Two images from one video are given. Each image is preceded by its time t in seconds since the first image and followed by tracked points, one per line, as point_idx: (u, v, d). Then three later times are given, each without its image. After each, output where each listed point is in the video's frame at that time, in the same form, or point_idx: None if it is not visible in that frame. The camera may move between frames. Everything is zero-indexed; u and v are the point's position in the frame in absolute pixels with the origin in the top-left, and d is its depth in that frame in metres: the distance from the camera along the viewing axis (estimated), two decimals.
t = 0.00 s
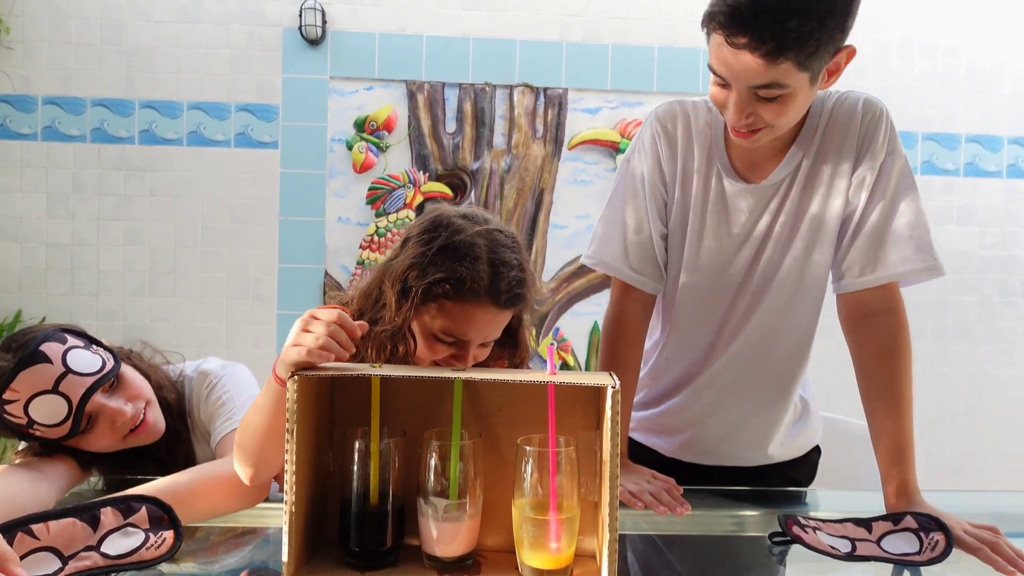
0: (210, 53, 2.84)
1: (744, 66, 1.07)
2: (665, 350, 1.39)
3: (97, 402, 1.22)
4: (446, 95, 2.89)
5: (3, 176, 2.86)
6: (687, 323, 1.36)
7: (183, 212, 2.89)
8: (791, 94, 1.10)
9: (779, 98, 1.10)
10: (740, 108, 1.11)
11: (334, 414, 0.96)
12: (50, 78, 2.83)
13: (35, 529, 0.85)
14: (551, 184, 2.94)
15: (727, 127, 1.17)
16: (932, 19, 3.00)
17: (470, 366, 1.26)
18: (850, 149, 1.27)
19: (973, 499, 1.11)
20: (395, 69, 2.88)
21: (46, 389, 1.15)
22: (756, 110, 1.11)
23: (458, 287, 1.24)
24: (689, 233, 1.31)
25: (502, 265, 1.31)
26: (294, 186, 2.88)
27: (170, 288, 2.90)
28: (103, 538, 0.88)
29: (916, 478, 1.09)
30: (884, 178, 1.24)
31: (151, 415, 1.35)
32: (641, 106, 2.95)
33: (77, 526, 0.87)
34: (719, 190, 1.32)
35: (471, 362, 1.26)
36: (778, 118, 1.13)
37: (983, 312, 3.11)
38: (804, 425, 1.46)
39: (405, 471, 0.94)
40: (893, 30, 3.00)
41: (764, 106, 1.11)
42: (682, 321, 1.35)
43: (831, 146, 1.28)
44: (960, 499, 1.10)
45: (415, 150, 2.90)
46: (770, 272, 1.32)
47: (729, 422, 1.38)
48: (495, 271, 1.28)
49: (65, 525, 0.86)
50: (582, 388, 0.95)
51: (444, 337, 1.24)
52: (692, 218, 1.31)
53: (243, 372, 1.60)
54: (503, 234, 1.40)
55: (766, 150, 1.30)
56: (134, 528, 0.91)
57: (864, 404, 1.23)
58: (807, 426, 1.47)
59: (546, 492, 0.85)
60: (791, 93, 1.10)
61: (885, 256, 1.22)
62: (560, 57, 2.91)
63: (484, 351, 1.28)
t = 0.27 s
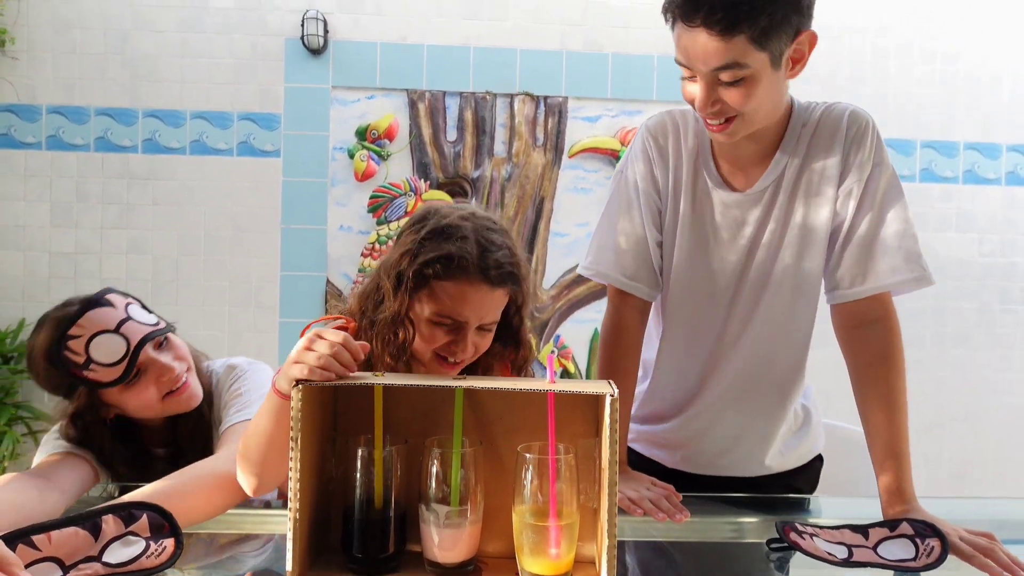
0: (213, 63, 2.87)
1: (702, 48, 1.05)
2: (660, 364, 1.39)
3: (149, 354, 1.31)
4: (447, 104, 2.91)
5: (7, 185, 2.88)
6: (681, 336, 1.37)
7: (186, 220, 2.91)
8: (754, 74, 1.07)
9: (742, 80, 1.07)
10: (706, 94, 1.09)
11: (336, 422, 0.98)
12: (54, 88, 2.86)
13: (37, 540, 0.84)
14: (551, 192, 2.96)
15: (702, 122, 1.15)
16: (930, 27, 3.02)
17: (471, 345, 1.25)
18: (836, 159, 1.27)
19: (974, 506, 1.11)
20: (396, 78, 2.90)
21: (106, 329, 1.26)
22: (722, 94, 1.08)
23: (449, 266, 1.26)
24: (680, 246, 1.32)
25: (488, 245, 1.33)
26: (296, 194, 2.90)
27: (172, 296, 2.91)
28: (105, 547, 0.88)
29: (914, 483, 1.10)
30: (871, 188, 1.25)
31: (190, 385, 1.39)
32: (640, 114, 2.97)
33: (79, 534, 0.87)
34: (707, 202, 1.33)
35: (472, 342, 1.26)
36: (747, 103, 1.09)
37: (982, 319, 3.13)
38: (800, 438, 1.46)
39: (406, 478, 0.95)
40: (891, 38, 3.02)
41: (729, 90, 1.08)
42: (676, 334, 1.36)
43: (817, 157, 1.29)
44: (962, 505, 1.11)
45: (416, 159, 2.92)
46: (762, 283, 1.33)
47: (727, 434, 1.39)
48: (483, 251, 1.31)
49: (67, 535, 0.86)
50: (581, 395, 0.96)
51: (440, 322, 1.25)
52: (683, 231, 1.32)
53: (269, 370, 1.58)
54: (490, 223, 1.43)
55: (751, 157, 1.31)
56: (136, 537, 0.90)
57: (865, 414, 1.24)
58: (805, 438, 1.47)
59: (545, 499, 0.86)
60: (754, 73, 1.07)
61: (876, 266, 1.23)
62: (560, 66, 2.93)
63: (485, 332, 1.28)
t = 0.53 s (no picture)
0: (219, 73, 2.90)
1: (618, 83, 1.13)
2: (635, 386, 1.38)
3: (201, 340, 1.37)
4: (449, 112, 2.94)
5: (17, 194, 2.92)
6: (653, 358, 1.36)
7: (193, 228, 2.94)
8: (670, 96, 1.13)
9: (659, 102, 1.13)
10: (629, 121, 1.16)
11: (343, 432, 1.01)
12: (62, 98, 2.90)
13: (48, 552, 0.78)
14: (553, 199, 2.98)
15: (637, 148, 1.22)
16: (928, 34, 3.05)
17: (457, 302, 1.15)
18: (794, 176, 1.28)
19: (972, 512, 1.13)
20: (399, 86, 2.93)
21: (170, 305, 1.34)
22: (642, 119, 1.15)
23: (426, 223, 1.23)
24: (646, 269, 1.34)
25: (469, 210, 1.28)
26: (301, 201, 2.93)
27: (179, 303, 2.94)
28: (119, 557, 0.81)
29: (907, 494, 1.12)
30: (831, 203, 1.25)
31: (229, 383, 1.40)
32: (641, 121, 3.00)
33: (90, 542, 0.80)
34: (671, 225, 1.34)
35: (457, 298, 1.16)
36: (667, 123, 1.15)
37: (983, 323, 3.14)
38: (791, 442, 1.40)
39: (411, 487, 0.98)
40: (890, 45, 3.04)
41: (652, 113, 1.14)
42: (648, 356, 1.36)
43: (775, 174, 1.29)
44: (960, 511, 1.12)
45: (419, 166, 2.95)
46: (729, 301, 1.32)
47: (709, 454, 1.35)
48: (462, 212, 1.25)
49: (79, 545, 0.79)
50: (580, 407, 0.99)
51: (424, 281, 1.18)
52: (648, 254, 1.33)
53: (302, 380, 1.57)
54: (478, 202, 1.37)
55: (708, 176, 1.32)
56: (149, 544, 0.84)
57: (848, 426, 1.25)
58: (794, 445, 1.41)
59: (545, 507, 0.89)
60: (668, 93, 1.12)
61: (838, 274, 1.24)
62: (561, 73, 2.96)
63: (478, 291, 1.19)
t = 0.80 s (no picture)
0: (234, 89, 2.96)
1: (554, 109, 1.17)
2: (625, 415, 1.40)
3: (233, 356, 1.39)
4: (459, 126, 2.98)
5: (36, 209, 2.97)
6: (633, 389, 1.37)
7: (207, 242, 2.99)
8: (603, 113, 1.16)
9: (595, 122, 1.17)
10: (573, 145, 1.19)
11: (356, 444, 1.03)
12: (80, 115, 2.96)
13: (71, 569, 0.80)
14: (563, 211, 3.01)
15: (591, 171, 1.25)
16: (934, 45, 3.06)
17: (482, 310, 1.19)
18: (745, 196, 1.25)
19: (981, 522, 1.13)
20: (410, 101, 2.98)
21: (210, 316, 1.37)
22: (585, 139, 1.18)
23: (456, 232, 1.25)
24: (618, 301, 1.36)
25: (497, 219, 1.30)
26: (313, 215, 2.97)
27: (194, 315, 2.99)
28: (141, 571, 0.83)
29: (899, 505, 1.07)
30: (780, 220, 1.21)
31: (252, 404, 1.41)
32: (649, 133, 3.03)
33: (113, 556, 0.82)
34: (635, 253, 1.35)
35: (482, 306, 1.19)
36: (608, 140, 1.18)
37: (994, 333, 3.14)
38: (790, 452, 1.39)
39: (423, 498, 1.01)
40: (897, 56, 3.06)
41: (590, 133, 1.17)
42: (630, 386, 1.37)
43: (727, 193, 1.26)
44: (969, 522, 1.12)
45: (430, 180, 2.98)
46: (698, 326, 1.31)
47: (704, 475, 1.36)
48: (490, 222, 1.27)
49: (101, 562, 0.81)
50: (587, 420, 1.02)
51: (452, 289, 1.21)
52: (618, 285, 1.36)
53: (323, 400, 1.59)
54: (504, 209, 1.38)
55: (663, 199, 1.32)
56: (172, 556, 0.85)
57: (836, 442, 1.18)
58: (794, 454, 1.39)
59: (554, 517, 0.91)
60: (602, 111, 1.16)
61: (788, 284, 1.21)
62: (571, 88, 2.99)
63: (503, 300, 1.21)
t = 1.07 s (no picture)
0: (246, 95, 2.98)
1: (560, 104, 1.16)
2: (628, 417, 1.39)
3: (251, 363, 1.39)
4: (470, 130, 2.99)
5: (51, 214, 3.00)
6: (633, 390, 1.36)
7: (220, 246, 3.01)
8: (608, 110, 1.16)
9: (603, 118, 1.16)
10: (579, 140, 1.18)
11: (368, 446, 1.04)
12: (95, 122, 2.99)
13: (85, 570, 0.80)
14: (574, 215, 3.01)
15: (590, 169, 1.23)
16: (948, 46, 3.04)
17: (490, 299, 1.19)
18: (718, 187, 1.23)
19: (997, 527, 1.11)
20: (421, 106, 2.99)
21: (232, 322, 1.35)
22: (592, 135, 1.17)
23: (472, 222, 1.25)
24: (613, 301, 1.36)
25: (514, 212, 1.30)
26: (325, 220, 2.99)
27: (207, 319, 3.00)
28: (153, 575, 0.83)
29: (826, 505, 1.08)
30: (750, 209, 1.18)
31: (267, 412, 1.41)
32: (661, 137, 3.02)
33: (127, 559, 0.82)
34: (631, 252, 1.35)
35: (491, 295, 1.20)
36: (615, 136, 1.18)
37: (1011, 336, 3.11)
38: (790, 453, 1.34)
39: (434, 501, 1.01)
40: (911, 58, 3.04)
41: (597, 129, 1.17)
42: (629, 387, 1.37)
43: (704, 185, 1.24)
44: (984, 527, 1.11)
45: (441, 184, 2.99)
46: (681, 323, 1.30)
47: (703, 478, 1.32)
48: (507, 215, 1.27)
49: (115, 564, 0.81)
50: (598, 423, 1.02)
51: (463, 275, 1.22)
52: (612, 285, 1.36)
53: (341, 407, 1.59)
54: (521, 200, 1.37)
55: (652, 195, 1.31)
56: (184, 561, 0.86)
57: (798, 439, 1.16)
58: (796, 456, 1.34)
59: (564, 521, 0.91)
60: (610, 108, 1.16)
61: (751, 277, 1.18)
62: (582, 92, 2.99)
63: (512, 291, 1.22)
